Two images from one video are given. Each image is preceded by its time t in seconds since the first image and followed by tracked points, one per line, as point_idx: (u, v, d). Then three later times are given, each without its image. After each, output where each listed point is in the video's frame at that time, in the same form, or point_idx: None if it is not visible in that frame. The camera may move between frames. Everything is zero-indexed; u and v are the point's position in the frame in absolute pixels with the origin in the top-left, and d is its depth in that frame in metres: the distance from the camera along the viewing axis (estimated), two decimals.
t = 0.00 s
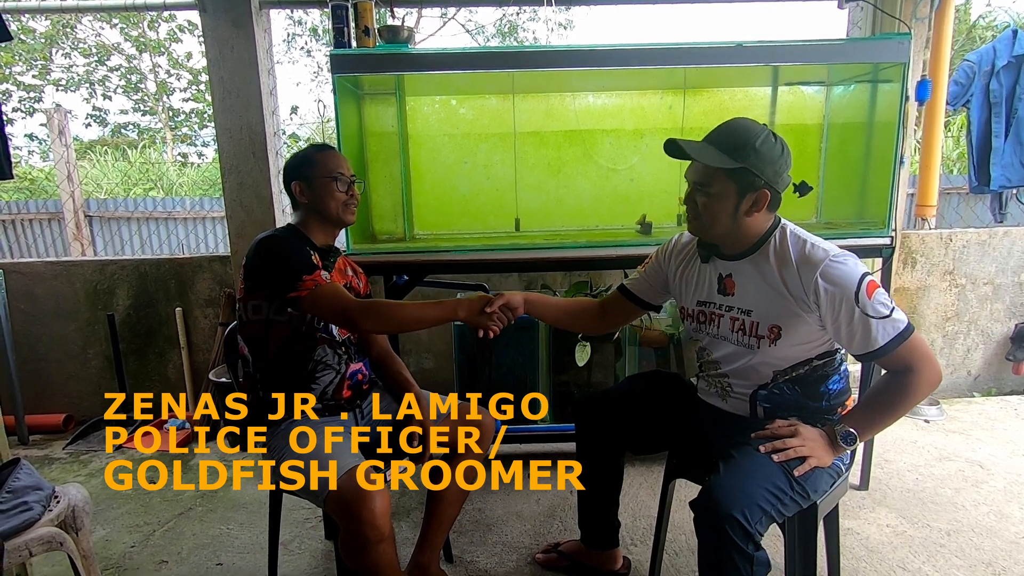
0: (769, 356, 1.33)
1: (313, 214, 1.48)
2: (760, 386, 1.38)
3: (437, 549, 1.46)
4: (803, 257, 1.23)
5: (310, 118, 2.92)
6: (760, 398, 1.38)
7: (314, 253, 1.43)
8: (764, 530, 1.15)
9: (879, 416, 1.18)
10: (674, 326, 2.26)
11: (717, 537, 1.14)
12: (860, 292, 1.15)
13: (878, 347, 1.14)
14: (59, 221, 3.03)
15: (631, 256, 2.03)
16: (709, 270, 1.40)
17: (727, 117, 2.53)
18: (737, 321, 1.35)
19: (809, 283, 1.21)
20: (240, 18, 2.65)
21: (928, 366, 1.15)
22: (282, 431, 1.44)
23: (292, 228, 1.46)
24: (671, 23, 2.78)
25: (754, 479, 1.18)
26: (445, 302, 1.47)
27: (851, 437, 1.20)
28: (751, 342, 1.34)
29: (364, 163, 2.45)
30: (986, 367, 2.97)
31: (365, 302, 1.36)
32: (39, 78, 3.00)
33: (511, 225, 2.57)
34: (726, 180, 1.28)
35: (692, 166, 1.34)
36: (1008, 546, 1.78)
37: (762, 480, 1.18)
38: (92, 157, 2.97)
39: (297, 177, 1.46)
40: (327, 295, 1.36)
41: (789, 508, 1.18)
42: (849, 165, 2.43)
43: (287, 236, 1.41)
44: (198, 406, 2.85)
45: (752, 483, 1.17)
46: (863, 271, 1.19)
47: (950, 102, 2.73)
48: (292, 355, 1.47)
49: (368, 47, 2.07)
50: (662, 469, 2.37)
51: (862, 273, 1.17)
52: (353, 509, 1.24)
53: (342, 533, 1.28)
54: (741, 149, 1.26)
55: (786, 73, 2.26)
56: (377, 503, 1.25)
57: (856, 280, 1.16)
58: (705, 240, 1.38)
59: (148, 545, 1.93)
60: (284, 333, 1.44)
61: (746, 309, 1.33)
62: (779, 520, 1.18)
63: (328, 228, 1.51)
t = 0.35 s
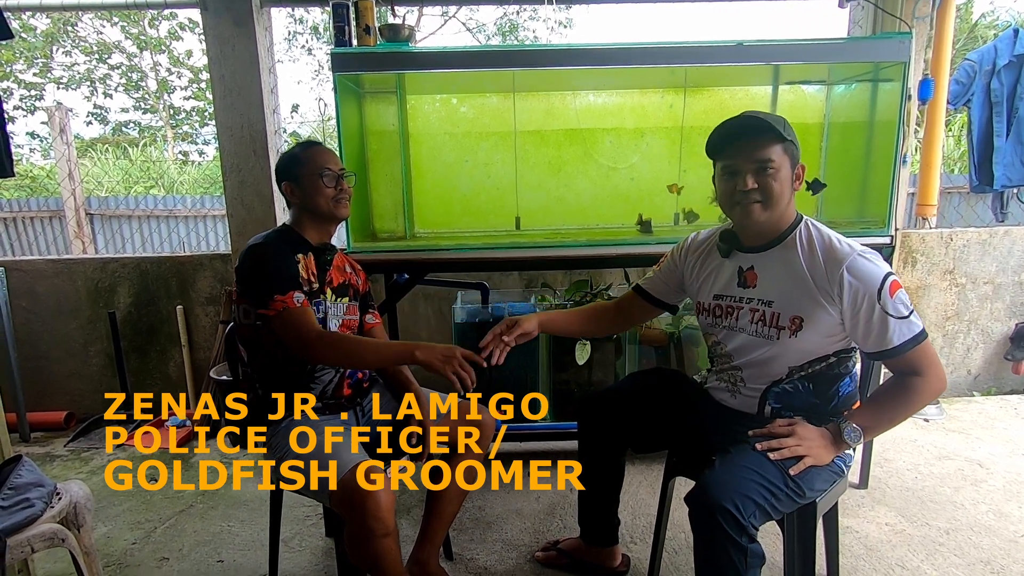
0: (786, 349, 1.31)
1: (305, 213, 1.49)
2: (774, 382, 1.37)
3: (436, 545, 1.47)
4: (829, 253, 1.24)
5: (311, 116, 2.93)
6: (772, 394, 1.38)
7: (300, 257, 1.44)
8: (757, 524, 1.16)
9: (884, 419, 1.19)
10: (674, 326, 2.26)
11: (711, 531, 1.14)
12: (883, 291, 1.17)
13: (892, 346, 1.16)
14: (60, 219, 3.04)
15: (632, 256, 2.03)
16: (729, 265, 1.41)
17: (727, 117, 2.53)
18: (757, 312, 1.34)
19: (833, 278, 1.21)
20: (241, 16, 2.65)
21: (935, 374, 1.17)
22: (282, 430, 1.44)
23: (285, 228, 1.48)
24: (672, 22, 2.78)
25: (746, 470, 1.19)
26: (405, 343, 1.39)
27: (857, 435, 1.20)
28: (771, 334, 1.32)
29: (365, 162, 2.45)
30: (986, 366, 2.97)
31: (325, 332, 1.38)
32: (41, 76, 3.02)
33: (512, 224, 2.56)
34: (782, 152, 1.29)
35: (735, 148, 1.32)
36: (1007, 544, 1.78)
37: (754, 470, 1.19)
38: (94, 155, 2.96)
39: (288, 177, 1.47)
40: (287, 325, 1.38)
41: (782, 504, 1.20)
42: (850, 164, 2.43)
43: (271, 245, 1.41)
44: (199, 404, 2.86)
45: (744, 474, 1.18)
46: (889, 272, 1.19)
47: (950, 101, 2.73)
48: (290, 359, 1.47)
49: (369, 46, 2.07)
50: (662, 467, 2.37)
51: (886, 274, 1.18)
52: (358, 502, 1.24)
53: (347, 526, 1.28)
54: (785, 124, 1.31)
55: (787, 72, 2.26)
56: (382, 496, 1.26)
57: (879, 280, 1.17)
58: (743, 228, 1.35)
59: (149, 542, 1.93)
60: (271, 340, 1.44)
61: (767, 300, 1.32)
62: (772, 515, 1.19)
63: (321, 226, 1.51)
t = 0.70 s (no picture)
0: (780, 342, 1.32)
1: (297, 214, 1.49)
2: (772, 377, 1.36)
3: (437, 546, 1.46)
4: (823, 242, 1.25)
5: (311, 116, 2.91)
6: (771, 391, 1.37)
7: (283, 266, 1.44)
8: (743, 517, 1.15)
9: (840, 432, 1.16)
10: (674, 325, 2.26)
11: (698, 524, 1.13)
12: (863, 289, 1.16)
13: (863, 346, 1.15)
14: (59, 218, 3.03)
15: (631, 256, 2.03)
16: (735, 261, 1.42)
17: (727, 117, 2.53)
18: (754, 306, 1.35)
19: (821, 271, 1.23)
20: (241, 15, 2.65)
21: (893, 395, 1.15)
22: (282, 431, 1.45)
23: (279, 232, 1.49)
24: (672, 23, 2.78)
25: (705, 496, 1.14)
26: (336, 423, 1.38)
27: (809, 436, 1.18)
28: (763, 326, 1.34)
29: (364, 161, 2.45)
30: (985, 367, 2.97)
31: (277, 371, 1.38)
32: (40, 75, 3.00)
33: (512, 223, 2.56)
34: (771, 150, 1.31)
35: (725, 151, 1.35)
36: (1006, 545, 1.78)
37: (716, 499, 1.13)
38: (92, 154, 2.96)
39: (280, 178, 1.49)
40: (246, 345, 1.37)
41: (771, 498, 1.19)
42: (850, 165, 2.44)
43: (251, 254, 1.41)
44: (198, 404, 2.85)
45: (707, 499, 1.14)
46: (880, 275, 1.18)
47: (950, 102, 2.73)
48: (288, 364, 1.48)
49: (369, 45, 2.07)
50: (662, 467, 2.37)
51: (874, 274, 1.17)
52: (351, 498, 1.24)
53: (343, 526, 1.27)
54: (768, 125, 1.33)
55: (787, 73, 2.26)
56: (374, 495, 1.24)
57: (862, 276, 1.16)
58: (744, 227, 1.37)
59: (148, 542, 1.93)
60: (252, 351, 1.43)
61: (761, 293, 1.34)
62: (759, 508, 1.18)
63: (313, 229, 1.51)
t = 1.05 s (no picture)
0: (757, 340, 1.35)
1: (295, 217, 1.49)
2: (758, 374, 1.37)
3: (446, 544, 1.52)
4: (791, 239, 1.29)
5: (311, 115, 2.89)
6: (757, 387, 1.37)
7: (283, 268, 1.45)
8: (713, 510, 1.18)
9: (746, 433, 1.16)
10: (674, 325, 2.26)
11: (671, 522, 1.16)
12: (804, 284, 1.19)
13: (788, 342, 1.18)
14: (60, 216, 3.04)
15: (632, 255, 2.04)
16: (723, 265, 1.47)
17: (728, 117, 2.53)
18: (733, 306, 1.39)
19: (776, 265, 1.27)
20: (243, 14, 2.65)
21: (797, 394, 1.16)
22: (287, 430, 1.47)
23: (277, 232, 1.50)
24: (673, 23, 2.79)
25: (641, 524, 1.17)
26: (343, 424, 1.37)
27: (712, 438, 1.17)
28: (737, 324, 1.38)
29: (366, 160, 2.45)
30: (986, 367, 2.98)
31: (282, 374, 1.38)
32: (41, 73, 2.97)
33: (513, 222, 2.56)
34: (739, 159, 1.33)
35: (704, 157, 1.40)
36: (1005, 546, 1.78)
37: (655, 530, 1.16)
38: (93, 152, 2.98)
39: (276, 179, 1.50)
40: (251, 346, 1.37)
41: (749, 491, 1.21)
42: (850, 165, 2.43)
43: (252, 254, 1.42)
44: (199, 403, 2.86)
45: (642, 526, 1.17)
46: (827, 276, 1.19)
47: (952, 102, 2.74)
48: (291, 365, 1.48)
49: (370, 45, 2.08)
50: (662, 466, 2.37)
51: (819, 273, 1.19)
52: (354, 493, 1.25)
53: (346, 527, 1.27)
54: (746, 133, 1.34)
55: (789, 73, 2.26)
56: (377, 491, 1.25)
57: (806, 272, 1.19)
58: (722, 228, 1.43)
59: (149, 539, 1.94)
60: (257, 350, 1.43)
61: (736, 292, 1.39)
62: (735, 501, 1.20)
63: (310, 230, 1.52)
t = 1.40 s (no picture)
0: (770, 334, 1.36)
1: (301, 215, 1.50)
2: (765, 367, 1.39)
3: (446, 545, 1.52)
4: (807, 238, 1.31)
5: (313, 115, 2.94)
6: (765, 380, 1.39)
7: (283, 266, 1.46)
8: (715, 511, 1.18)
9: (814, 420, 1.18)
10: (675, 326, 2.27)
11: (671, 525, 1.16)
12: (834, 278, 1.21)
13: (832, 332, 1.19)
14: (63, 216, 3.05)
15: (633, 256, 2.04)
16: (729, 267, 1.49)
17: (729, 119, 2.54)
18: (743, 302, 1.40)
19: (800, 264, 1.29)
20: (245, 15, 2.67)
21: (859, 381, 1.18)
22: (287, 428, 1.47)
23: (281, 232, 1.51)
24: (674, 24, 2.80)
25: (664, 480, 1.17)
26: (344, 418, 1.38)
27: (780, 424, 1.19)
28: (752, 317, 1.38)
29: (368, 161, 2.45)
30: (986, 369, 2.98)
31: (282, 368, 1.39)
32: (43, 73, 3.04)
33: (514, 223, 2.57)
34: (748, 167, 1.35)
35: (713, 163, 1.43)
36: (1004, 547, 1.79)
37: (691, 493, 1.15)
38: (96, 152, 2.97)
39: (282, 177, 1.49)
40: (251, 342, 1.38)
41: (751, 491, 1.21)
42: (850, 167, 2.44)
43: (253, 253, 1.43)
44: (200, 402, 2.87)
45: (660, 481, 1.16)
46: (851, 266, 1.23)
47: (952, 104, 2.75)
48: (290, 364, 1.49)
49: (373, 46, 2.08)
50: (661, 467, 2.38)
51: (845, 265, 1.22)
52: (354, 486, 1.26)
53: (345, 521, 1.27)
54: (755, 141, 1.36)
55: (790, 75, 2.26)
56: (376, 484, 1.26)
57: (833, 266, 1.22)
58: (729, 230, 1.45)
59: (151, 538, 1.94)
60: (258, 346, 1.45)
61: (750, 289, 1.39)
62: (736, 502, 1.20)
63: (316, 229, 1.53)
